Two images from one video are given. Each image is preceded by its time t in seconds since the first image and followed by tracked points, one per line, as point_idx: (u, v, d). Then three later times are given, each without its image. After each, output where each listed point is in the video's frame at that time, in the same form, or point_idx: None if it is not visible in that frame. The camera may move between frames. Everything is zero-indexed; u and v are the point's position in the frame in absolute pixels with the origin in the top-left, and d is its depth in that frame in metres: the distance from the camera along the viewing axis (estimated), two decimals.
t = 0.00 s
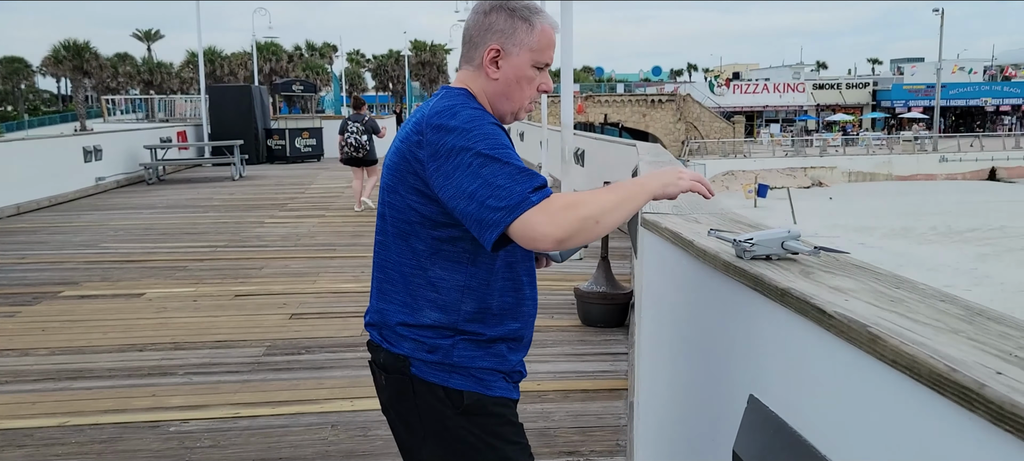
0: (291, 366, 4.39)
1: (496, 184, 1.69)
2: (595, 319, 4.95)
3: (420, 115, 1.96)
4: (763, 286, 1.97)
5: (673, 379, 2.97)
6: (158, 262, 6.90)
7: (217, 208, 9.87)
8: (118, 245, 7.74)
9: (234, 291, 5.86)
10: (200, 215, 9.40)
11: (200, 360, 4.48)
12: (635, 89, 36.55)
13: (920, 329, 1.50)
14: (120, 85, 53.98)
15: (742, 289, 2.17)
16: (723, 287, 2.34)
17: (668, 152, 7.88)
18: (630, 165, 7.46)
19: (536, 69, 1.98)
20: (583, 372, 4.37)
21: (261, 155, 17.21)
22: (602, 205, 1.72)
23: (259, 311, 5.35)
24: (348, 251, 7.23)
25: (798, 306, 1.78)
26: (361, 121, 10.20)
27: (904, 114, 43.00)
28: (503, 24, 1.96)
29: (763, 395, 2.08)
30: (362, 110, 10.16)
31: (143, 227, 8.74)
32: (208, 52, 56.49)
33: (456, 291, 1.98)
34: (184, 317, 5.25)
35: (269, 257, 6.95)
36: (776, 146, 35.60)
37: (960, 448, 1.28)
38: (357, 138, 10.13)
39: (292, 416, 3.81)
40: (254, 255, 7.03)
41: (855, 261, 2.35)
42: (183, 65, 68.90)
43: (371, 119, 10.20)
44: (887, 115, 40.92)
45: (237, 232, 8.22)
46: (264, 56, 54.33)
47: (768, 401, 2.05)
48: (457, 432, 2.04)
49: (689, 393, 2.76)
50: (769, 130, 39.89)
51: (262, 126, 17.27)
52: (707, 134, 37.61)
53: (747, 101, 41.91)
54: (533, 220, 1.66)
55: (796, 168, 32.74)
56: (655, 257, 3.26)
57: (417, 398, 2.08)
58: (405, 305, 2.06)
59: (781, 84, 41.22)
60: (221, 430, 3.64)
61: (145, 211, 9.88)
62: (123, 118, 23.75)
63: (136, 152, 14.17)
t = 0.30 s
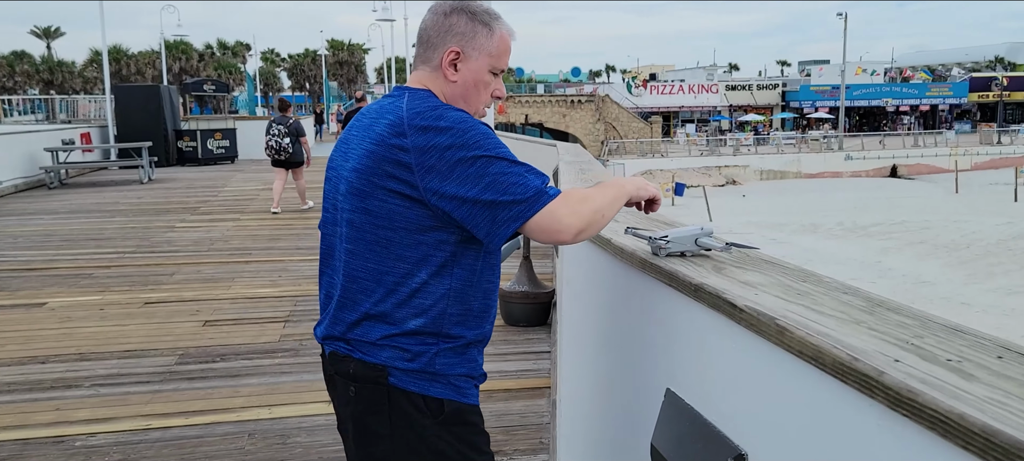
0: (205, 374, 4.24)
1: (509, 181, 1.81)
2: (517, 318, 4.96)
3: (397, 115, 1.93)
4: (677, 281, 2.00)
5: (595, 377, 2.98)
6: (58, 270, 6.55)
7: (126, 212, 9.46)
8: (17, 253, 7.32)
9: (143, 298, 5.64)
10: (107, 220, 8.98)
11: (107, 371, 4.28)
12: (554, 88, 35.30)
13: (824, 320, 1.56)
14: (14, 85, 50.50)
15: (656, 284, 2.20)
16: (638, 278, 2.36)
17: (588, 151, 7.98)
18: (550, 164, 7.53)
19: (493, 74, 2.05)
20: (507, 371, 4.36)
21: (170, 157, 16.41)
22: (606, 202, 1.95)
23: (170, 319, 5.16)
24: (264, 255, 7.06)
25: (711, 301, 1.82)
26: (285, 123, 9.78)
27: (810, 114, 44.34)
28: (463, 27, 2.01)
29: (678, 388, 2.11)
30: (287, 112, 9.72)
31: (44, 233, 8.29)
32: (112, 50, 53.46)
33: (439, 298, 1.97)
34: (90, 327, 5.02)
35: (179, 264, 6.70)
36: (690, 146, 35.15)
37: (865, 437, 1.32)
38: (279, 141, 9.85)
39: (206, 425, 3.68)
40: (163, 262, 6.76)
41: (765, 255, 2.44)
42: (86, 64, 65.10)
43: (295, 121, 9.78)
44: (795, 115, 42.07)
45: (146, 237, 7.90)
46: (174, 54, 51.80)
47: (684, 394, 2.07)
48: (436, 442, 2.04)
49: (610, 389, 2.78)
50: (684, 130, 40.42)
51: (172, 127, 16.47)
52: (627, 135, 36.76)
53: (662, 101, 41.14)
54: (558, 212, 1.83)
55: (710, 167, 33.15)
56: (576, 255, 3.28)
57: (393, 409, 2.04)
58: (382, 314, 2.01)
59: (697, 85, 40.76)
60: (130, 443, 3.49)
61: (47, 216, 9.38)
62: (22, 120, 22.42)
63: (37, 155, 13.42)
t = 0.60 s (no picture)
0: (134, 382, 4.11)
1: (467, 178, 1.73)
2: (457, 319, 4.95)
3: (348, 108, 1.82)
4: (614, 281, 1.98)
5: (533, 380, 2.91)
6: None
7: (50, 216, 9.10)
8: None
9: (67, 304, 5.44)
10: (30, 224, 8.63)
11: (29, 380, 4.11)
12: (493, 89, 35.26)
13: (755, 318, 1.56)
14: None
15: (594, 284, 2.17)
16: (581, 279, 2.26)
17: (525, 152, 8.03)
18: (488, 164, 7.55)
19: (438, 75, 1.99)
20: (447, 372, 4.33)
21: (97, 159, 15.75)
22: (556, 203, 1.91)
23: (96, 325, 4.99)
24: (197, 258, 6.88)
25: (645, 299, 1.81)
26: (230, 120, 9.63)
27: (743, 116, 45.19)
28: (411, 26, 1.93)
29: (617, 389, 2.07)
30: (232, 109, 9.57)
31: None
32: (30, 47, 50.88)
33: (395, 297, 1.85)
34: (10, 335, 4.82)
35: (106, 268, 6.49)
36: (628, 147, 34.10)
37: (791, 430, 1.35)
38: (223, 138, 9.62)
39: (136, 434, 3.54)
40: (88, 266, 6.54)
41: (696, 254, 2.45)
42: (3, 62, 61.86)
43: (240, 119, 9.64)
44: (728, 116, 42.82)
45: (71, 241, 7.62)
46: (97, 51, 49.70)
47: (624, 395, 2.03)
48: (386, 448, 1.93)
49: (549, 393, 2.71)
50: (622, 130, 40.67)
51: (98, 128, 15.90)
52: (565, 135, 36.79)
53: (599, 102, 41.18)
54: (515, 207, 1.77)
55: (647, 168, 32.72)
56: (516, 255, 3.20)
57: (344, 413, 1.90)
58: (336, 314, 1.88)
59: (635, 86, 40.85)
60: (54, 454, 3.33)
61: None
62: None
63: None
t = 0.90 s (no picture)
0: (94, 387, 4.04)
1: (423, 177, 1.71)
2: (424, 320, 4.94)
3: (304, 108, 1.80)
4: (579, 281, 1.95)
5: (496, 380, 2.91)
6: None
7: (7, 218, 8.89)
8: None
9: (25, 309, 5.32)
10: None
11: None
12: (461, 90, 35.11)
13: (717, 317, 1.55)
14: None
15: (559, 284, 2.14)
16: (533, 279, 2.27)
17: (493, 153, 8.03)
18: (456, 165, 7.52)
19: (396, 74, 1.97)
20: (414, 374, 4.30)
21: (55, 159, 15.48)
22: (517, 201, 1.89)
23: (54, 330, 4.89)
24: (159, 261, 6.78)
25: (609, 298, 1.78)
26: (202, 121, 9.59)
27: (710, 117, 45.51)
28: (369, 24, 1.91)
29: (579, 386, 2.06)
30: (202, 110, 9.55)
31: None
32: None
33: (353, 299, 1.84)
34: None
35: (65, 272, 6.36)
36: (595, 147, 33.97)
37: (750, 430, 1.33)
38: (197, 137, 9.54)
39: (96, 440, 3.47)
40: (46, 270, 6.40)
41: (660, 254, 2.43)
42: None
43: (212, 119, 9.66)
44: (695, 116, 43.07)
45: (28, 244, 7.46)
46: (56, 49, 48.48)
47: (584, 392, 2.02)
48: (343, 452, 1.92)
49: (511, 393, 2.70)
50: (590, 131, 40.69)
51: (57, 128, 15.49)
52: (534, 135, 36.74)
53: (567, 103, 41.13)
54: (471, 206, 1.75)
55: (616, 168, 32.75)
56: (480, 256, 3.19)
57: (300, 417, 1.89)
58: (292, 316, 1.86)
59: (602, 86, 40.90)
60: None
61: None
62: None
63: None
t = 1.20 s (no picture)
0: (83, 389, 4.03)
1: (409, 178, 1.69)
2: (415, 321, 4.95)
3: (288, 109, 1.80)
4: (565, 280, 1.77)
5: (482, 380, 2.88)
6: None
7: None
8: None
9: (14, 311, 5.31)
10: None
11: None
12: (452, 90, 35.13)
13: (706, 317, 1.41)
14: None
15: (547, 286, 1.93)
16: (515, 277, 2.22)
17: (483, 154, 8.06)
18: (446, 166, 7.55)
19: (381, 73, 1.92)
20: (404, 376, 4.30)
21: (45, 162, 15.47)
22: (512, 199, 1.87)
23: (43, 332, 4.89)
24: (150, 263, 6.78)
25: (597, 300, 1.61)
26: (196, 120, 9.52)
27: (701, 117, 45.48)
28: (353, 22, 1.86)
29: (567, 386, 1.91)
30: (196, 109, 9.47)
31: None
32: None
33: (337, 300, 1.84)
34: None
35: (55, 274, 6.36)
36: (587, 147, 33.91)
37: (739, 433, 1.20)
38: (193, 137, 9.54)
39: (86, 442, 3.46)
40: (35, 272, 6.40)
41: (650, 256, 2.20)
42: None
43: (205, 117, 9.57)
44: (687, 117, 43.04)
45: (19, 246, 7.44)
46: (45, 51, 48.24)
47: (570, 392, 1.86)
48: (325, 453, 1.91)
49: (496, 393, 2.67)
50: (582, 132, 40.65)
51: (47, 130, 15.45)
52: (525, 137, 36.56)
53: (559, 104, 41.09)
54: (458, 203, 1.74)
55: (607, 169, 32.73)
56: (467, 255, 3.16)
57: (282, 419, 1.89)
58: (276, 317, 1.86)
59: (594, 87, 40.84)
60: None
61: None
62: None
63: None
